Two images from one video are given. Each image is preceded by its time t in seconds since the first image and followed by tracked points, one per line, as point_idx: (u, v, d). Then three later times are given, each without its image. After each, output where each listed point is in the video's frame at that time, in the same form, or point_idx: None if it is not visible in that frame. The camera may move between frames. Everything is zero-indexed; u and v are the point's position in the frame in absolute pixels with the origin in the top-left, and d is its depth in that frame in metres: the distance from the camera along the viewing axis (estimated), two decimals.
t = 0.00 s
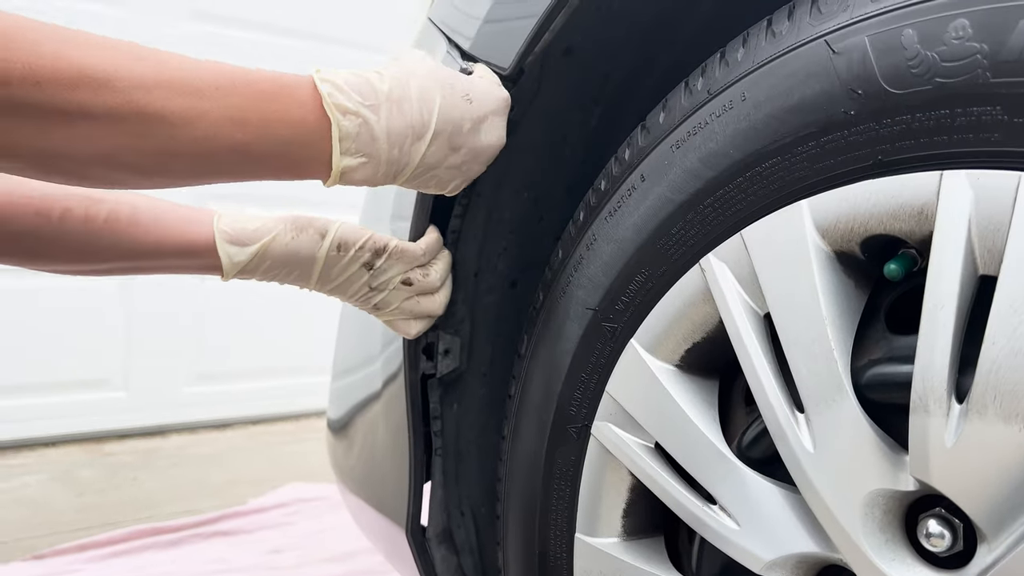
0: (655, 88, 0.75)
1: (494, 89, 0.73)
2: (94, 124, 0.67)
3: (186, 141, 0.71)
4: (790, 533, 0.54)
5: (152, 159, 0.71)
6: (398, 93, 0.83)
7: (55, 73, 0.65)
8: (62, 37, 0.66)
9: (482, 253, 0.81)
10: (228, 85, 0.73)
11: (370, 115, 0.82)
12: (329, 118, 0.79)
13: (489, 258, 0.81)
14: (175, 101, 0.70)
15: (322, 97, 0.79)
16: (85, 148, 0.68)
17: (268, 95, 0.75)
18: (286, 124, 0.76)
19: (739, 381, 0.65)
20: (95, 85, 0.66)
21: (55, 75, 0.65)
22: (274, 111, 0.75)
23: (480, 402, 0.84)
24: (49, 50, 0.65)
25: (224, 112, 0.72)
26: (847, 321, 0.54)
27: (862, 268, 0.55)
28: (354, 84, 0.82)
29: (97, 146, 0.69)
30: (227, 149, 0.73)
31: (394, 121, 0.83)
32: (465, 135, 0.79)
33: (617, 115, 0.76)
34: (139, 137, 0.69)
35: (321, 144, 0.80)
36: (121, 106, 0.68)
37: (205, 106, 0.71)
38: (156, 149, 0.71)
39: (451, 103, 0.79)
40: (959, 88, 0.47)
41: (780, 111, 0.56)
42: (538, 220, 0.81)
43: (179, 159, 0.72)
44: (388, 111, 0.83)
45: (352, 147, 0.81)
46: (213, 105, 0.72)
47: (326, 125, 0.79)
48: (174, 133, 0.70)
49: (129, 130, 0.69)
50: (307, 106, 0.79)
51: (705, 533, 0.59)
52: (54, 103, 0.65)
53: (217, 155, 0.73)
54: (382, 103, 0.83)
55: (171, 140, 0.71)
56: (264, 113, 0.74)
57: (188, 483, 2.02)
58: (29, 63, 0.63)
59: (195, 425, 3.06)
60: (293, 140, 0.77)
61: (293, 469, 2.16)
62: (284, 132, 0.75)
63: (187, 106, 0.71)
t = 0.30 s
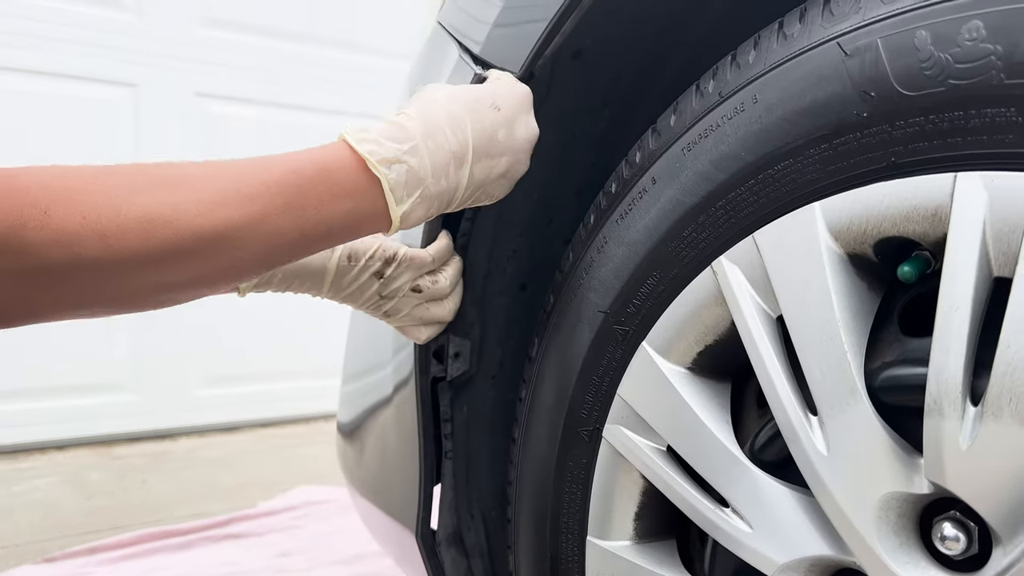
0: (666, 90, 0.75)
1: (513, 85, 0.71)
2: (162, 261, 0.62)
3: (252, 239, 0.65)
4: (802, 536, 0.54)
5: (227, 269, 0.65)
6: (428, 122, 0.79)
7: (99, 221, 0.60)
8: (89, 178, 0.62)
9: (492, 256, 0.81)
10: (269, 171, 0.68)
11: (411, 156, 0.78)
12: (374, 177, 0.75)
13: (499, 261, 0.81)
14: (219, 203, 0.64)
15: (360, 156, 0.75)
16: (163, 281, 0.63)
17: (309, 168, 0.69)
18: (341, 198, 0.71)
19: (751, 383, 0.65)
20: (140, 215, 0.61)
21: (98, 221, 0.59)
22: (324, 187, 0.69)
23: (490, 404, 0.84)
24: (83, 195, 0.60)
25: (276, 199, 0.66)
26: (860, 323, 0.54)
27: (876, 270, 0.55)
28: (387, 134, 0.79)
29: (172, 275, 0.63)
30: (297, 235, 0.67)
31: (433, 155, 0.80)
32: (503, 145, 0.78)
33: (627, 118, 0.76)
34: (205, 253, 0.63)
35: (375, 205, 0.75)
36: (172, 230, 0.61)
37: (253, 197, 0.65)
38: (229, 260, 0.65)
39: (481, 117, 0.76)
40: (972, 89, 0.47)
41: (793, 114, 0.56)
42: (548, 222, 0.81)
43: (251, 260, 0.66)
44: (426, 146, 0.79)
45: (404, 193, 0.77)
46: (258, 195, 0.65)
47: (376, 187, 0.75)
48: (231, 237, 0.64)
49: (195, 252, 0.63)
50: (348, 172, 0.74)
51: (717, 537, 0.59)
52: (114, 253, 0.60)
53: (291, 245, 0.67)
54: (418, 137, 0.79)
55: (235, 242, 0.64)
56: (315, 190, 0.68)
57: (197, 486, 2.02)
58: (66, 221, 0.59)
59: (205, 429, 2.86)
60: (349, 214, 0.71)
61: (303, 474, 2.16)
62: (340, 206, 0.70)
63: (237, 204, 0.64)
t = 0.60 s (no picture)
0: (669, 91, 0.75)
1: (515, 70, 0.69)
2: (168, 299, 0.60)
3: (248, 256, 0.62)
4: (807, 534, 0.54)
5: (234, 292, 0.63)
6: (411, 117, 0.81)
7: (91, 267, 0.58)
8: (74, 227, 0.60)
9: (497, 257, 0.82)
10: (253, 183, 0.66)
11: (392, 144, 0.78)
12: (357, 168, 0.73)
13: (504, 262, 0.82)
14: (206, 224, 0.62)
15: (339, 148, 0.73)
16: (173, 317, 0.62)
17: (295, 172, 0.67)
18: (334, 200, 0.69)
19: (755, 383, 0.65)
20: (133, 254, 0.59)
21: (90, 267, 0.58)
22: (315, 189, 0.67)
23: (496, 404, 0.85)
24: (71, 241, 0.59)
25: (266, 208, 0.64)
26: (864, 322, 0.54)
27: (879, 269, 0.55)
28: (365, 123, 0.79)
29: (181, 309, 0.62)
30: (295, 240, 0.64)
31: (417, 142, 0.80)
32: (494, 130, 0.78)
33: (631, 119, 0.77)
34: (206, 276, 0.61)
35: (366, 202, 0.72)
36: (166, 259, 0.60)
37: (240, 212, 0.63)
38: (232, 280, 0.62)
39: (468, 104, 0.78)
40: (974, 89, 0.47)
41: (796, 114, 0.56)
42: (553, 223, 0.81)
43: (254, 276, 0.63)
44: (406, 131, 0.80)
45: (390, 182, 0.76)
46: (245, 207, 0.63)
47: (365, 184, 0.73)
48: (228, 256, 0.61)
49: (195, 279, 0.61)
50: (337, 174, 0.71)
51: (723, 536, 0.59)
52: (118, 300, 0.58)
53: (292, 254, 0.64)
54: (397, 124, 0.80)
55: (236, 261, 0.62)
56: (306, 195, 0.66)
57: (203, 488, 2.03)
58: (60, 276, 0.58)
59: (211, 431, 2.87)
60: (344, 212, 0.69)
61: (309, 475, 2.16)
62: (336, 210, 0.68)
63: (225, 223, 0.62)
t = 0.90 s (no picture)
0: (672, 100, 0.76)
1: (521, 98, 0.70)
2: (147, 329, 0.57)
3: (229, 287, 0.59)
4: (810, 544, 0.55)
5: (210, 327, 0.60)
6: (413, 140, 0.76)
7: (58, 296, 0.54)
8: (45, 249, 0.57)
9: (501, 265, 0.82)
10: (241, 211, 0.62)
11: (392, 168, 0.73)
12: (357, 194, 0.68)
13: (508, 270, 0.82)
14: (187, 253, 0.58)
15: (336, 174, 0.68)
16: (145, 351, 0.58)
17: (287, 201, 0.64)
18: (328, 228, 0.64)
19: (758, 393, 0.65)
20: (105, 284, 0.56)
21: (58, 296, 0.54)
22: (308, 218, 0.63)
23: (500, 412, 0.85)
24: (40, 265, 0.55)
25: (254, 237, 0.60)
26: (867, 333, 0.54)
27: (882, 280, 0.55)
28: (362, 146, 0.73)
29: (155, 342, 0.58)
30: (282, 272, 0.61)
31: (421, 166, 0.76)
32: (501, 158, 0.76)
33: (635, 129, 0.77)
34: (182, 308, 0.58)
35: (364, 230, 0.68)
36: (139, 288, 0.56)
37: (227, 239, 0.60)
38: (212, 312, 0.59)
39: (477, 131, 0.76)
40: (976, 102, 0.47)
41: (800, 125, 0.56)
42: (556, 231, 0.82)
43: (234, 309, 0.60)
44: (408, 155, 0.75)
45: (388, 207, 0.71)
46: (232, 236, 0.60)
47: (360, 208, 0.68)
48: (209, 287, 0.58)
49: (172, 311, 0.57)
50: (334, 202, 0.67)
51: (727, 546, 0.59)
52: (91, 331, 0.55)
53: (277, 287, 0.61)
54: (398, 146, 0.75)
55: (215, 292, 0.58)
56: (296, 224, 0.62)
57: (207, 492, 2.04)
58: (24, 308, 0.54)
59: (214, 435, 2.87)
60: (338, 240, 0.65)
61: (313, 480, 2.16)
62: (328, 238, 0.64)
63: (208, 252, 0.59)
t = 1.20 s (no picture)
0: (669, 108, 0.76)
1: (553, 310, 0.70)
2: (34, 475, 0.57)
3: (133, 454, 0.58)
4: (807, 554, 0.55)
5: (112, 475, 0.58)
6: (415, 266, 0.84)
7: None
8: None
9: (499, 272, 0.83)
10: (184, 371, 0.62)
11: (348, 356, 0.67)
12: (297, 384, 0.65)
13: (507, 276, 0.83)
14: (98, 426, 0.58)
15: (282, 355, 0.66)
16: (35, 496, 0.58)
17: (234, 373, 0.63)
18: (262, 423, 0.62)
19: (756, 401, 0.65)
20: None
21: None
22: (242, 398, 0.62)
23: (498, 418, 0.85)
24: None
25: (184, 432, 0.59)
26: (863, 343, 0.54)
27: (878, 290, 0.55)
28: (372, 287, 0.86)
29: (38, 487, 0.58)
30: (206, 443, 0.60)
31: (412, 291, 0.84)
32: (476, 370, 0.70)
33: (632, 137, 0.77)
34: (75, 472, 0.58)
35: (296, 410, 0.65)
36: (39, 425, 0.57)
37: (153, 393, 0.60)
38: (96, 486, 0.58)
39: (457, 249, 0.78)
40: (970, 114, 0.47)
41: (795, 135, 0.56)
42: (554, 238, 0.82)
43: (147, 467, 0.59)
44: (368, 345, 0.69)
45: (328, 398, 0.66)
46: (151, 393, 0.60)
47: (295, 393, 0.65)
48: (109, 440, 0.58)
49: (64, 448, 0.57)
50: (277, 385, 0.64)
51: (725, 555, 0.59)
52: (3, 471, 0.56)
53: (200, 460, 0.60)
54: (360, 333, 0.69)
55: (123, 447, 0.58)
56: (219, 393, 0.61)
57: (208, 497, 2.04)
58: None
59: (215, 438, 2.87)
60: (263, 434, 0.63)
61: (314, 484, 2.16)
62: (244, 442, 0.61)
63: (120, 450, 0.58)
